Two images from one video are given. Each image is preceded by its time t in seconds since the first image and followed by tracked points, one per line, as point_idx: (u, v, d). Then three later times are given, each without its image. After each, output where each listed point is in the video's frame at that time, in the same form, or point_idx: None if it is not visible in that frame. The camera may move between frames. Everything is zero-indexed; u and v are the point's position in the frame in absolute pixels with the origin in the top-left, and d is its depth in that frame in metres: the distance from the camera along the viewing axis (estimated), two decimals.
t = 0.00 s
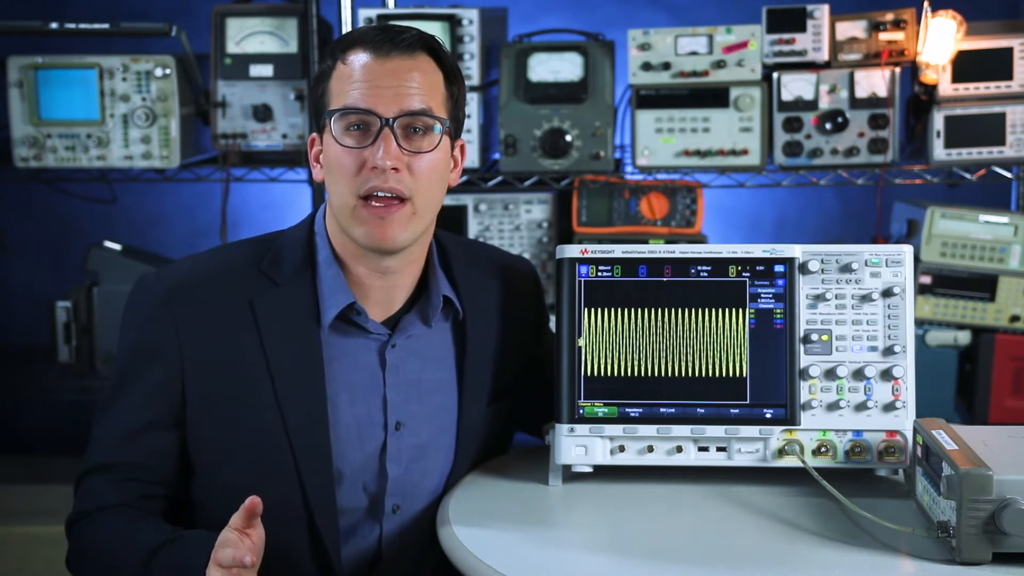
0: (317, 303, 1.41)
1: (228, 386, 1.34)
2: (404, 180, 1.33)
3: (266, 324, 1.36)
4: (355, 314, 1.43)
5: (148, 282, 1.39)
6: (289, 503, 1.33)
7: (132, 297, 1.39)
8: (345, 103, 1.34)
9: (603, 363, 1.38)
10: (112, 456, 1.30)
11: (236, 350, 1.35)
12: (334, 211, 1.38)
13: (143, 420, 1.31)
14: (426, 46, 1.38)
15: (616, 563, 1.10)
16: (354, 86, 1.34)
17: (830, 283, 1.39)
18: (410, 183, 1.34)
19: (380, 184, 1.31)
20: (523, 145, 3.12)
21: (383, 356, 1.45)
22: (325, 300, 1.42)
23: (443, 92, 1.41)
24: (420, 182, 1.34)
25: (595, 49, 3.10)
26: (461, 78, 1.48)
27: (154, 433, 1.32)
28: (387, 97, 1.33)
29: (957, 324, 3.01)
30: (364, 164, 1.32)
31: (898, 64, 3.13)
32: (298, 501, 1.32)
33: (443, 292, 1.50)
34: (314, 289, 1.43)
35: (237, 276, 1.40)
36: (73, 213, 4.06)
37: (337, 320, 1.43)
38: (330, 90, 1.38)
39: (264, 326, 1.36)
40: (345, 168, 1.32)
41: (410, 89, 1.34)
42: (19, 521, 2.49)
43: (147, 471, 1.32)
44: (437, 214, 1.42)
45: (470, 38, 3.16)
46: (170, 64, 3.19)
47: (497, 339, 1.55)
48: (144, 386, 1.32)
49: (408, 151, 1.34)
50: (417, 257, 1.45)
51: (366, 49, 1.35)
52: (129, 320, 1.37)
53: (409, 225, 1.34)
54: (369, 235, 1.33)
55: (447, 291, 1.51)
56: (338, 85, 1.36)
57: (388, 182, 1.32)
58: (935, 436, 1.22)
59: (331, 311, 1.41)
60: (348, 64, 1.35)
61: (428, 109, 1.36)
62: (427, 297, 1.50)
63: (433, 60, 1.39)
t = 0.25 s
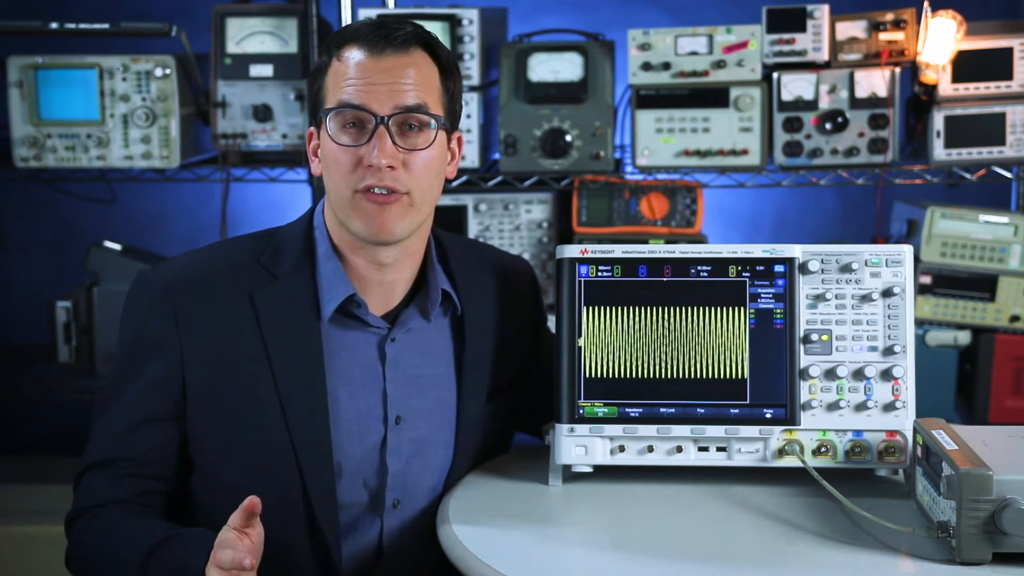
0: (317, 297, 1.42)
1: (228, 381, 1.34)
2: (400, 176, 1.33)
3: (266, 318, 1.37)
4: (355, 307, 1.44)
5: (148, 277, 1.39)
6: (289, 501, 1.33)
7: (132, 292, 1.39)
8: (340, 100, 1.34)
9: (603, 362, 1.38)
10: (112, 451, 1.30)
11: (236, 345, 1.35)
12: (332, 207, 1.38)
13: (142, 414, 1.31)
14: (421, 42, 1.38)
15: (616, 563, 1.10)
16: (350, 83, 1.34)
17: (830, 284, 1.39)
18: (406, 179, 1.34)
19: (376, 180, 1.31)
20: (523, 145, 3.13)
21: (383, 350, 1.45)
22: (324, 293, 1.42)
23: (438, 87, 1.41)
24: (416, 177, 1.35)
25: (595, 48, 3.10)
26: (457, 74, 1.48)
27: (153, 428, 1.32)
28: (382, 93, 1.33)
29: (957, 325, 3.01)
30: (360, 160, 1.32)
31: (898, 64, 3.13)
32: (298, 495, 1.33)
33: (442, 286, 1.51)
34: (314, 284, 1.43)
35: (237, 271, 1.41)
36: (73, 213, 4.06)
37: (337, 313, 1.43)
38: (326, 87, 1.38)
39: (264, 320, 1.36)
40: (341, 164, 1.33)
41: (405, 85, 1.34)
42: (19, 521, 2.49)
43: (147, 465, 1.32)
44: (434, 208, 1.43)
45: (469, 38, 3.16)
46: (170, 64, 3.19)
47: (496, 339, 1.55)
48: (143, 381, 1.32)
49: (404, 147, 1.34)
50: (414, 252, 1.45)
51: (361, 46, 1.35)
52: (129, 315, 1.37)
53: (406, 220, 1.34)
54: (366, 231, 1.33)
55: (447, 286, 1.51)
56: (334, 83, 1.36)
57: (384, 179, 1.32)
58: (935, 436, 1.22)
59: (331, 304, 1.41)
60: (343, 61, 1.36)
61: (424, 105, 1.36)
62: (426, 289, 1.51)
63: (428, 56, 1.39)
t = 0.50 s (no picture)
0: (315, 299, 1.42)
1: (227, 381, 1.34)
2: (401, 174, 1.32)
3: (263, 319, 1.36)
4: (353, 309, 1.43)
5: (146, 277, 1.39)
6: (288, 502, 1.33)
7: (131, 292, 1.39)
8: (341, 97, 1.34)
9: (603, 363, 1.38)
10: (111, 451, 1.30)
11: (234, 346, 1.35)
12: (332, 206, 1.38)
13: (141, 415, 1.31)
14: (422, 41, 1.38)
15: (616, 563, 1.10)
16: (351, 80, 1.34)
17: (830, 284, 1.39)
18: (407, 177, 1.34)
19: (377, 177, 1.31)
20: (523, 145, 3.12)
21: (381, 352, 1.45)
22: (322, 296, 1.42)
23: (439, 87, 1.41)
24: (417, 175, 1.34)
25: (595, 48, 3.10)
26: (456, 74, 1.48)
27: (152, 428, 1.32)
28: (384, 91, 1.33)
29: (956, 325, 3.01)
30: (361, 157, 1.32)
31: (898, 64, 3.13)
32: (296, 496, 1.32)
33: (441, 289, 1.50)
34: (312, 286, 1.43)
35: (235, 272, 1.41)
36: (73, 213, 4.06)
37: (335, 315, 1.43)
38: (326, 85, 1.38)
39: (262, 321, 1.36)
40: (343, 162, 1.32)
41: (406, 83, 1.34)
42: (19, 521, 2.49)
43: (146, 466, 1.32)
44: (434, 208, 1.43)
45: (469, 38, 3.16)
46: (170, 64, 3.19)
47: (495, 339, 1.55)
48: (142, 381, 1.32)
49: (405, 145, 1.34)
50: (413, 252, 1.45)
51: (362, 44, 1.35)
52: (128, 316, 1.37)
53: (406, 218, 1.34)
54: (367, 228, 1.33)
55: (446, 288, 1.51)
56: (335, 81, 1.36)
57: (386, 176, 1.32)
58: (935, 436, 1.22)
59: (328, 307, 1.41)
60: (344, 59, 1.35)
61: (425, 103, 1.36)
62: (425, 291, 1.50)
63: (428, 55, 1.39)
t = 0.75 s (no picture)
0: (309, 301, 1.41)
1: (223, 384, 1.34)
2: (397, 178, 1.33)
3: (258, 322, 1.36)
4: (348, 311, 1.43)
5: (141, 283, 1.41)
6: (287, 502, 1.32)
7: (125, 298, 1.40)
8: (337, 100, 1.34)
9: (603, 364, 1.38)
10: (108, 458, 1.31)
11: (229, 349, 1.35)
12: (326, 208, 1.38)
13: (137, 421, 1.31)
14: (417, 43, 1.38)
15: (616, 563, 1.10)
16: (346, 83, 1.34)
17: (830, 284, 1.39)
18: (403, 180, 1.34)
19: (374, 181, 1.31)
20: (523, 145, 3.12)
21: (376, 353, 1.44)
22: (316, 298, 1.42)
23: (435, 88, 1.40)
24: (412, 179, 1.35)
25: (595, 48, 3.10)
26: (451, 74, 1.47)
27: (148, 433, 1.32)
28: (380, 94, 1.33)
29: (957, 325, 3.01)
30: (357, 161, 1.32)
31: (898, 64, 3.13)
32: (295, 498, 1.32)
33: (434, 288, 1.50)
34: (306, 288, 1.43)
35: (229, 276, 1.41)
36: (73, 213, 4.06)
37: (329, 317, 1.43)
38: (321, 86, 1.38)
39: (256, 324, 1.36)
40: (338, 165, 1.32)
41: (403, 86, 1.34)
42: (18, 521, 2.49)
43: (143, 471, 1.32)
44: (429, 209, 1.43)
45: (469, 38, 3.16)
46: (170, 64, 3.19)
47: (493, 338, 1.55)
48: (138, 386, 1.33)
49: (401, 148, 1.34)
50: (408, 253, 1.45)
51: (358, 46, 1.35)
52: (123, 321, 1.38)
53: (402, 222, 1.35)
54: (363, 231, 1.33)
55: (439, 287, 1.51)
56: (330, 83, 1.36)
57: (382, 179, 1.32)
58: (935, 436, 1.22)
59: (323, 309, 1.41)
60: (340, 61, 1.35)
61: (421, 106, 1.35)
62: (418, 292, 1.50)
63: (424, 57, 1.39)
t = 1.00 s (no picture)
0: (304, 302, 1.41)
1: (221, 386, 1.34)
2: (388, 173, 1.33)
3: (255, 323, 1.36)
4: (343, 311, 1.43)
5: (138, 284, 1.39)
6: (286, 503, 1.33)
7: (122, 299, 1.38)
8: (325, 99, 1.34)
9: (603, 364, 1.38)
10: (109, 460, 1.31)
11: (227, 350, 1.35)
12: (319, 208, 1.38)
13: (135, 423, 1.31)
14: (404, 41, 1.38)
15: (617, 563, 1.10)
16: (334, 82, 1.34)
17: (830, 283, 1.39)
18: (394, 176, 1.34)
19: (365, 178, 1.31)
20: (523, 145, 3.12)
21: (372, 353, 1.44)
22: (312, 298, 1.41)
23: (423, 86, 1.41)
24: (404, 174, 1.34)
25: (595, 48, 3.10)
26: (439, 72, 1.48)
27: (147, 435, 1.32)
28: (368, 91, 1.33)
29: (957, 325, 3.01)
30: (348, 158, 1.32)
31: (899, 64, 3.13)
32: (294, 498, 1.32)
33: (430, 288, 1.50)
34: (302, 289, 1.43)
35: (226, 278, 1.41)
36: (73, 213, 4.06)
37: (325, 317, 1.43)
38: (309, 87, 1.38)
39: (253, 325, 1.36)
40: (329, 163, 1.33)
41: (390, 83, 1.34)
42: (18, 520, 2.49)
43: (144, 473, 1.32)
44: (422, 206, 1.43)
45: (470, 38, 3.16)
46: (170, 64, 3.19)
47: (492, 338, 1.55)
48: (137, 388, 1.32)
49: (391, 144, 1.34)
50: (403, 251, 1.45)
51: (344, 45, 1.35)
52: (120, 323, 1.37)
53: (396, 217, 1.34)
54: (355, 229, 1.33)
55: (435, 287, 1.51)
56: (317, 83, 1.36)
57: (373, 176, 1.32)
58: (935, 436, 1.22)
59: (319, 310, 1.40)
60: (327, 61, 1.36)
61: (410, 102, 1.36)
62: (414, 291, 1.51)
63: (411, 54, 1.39)
